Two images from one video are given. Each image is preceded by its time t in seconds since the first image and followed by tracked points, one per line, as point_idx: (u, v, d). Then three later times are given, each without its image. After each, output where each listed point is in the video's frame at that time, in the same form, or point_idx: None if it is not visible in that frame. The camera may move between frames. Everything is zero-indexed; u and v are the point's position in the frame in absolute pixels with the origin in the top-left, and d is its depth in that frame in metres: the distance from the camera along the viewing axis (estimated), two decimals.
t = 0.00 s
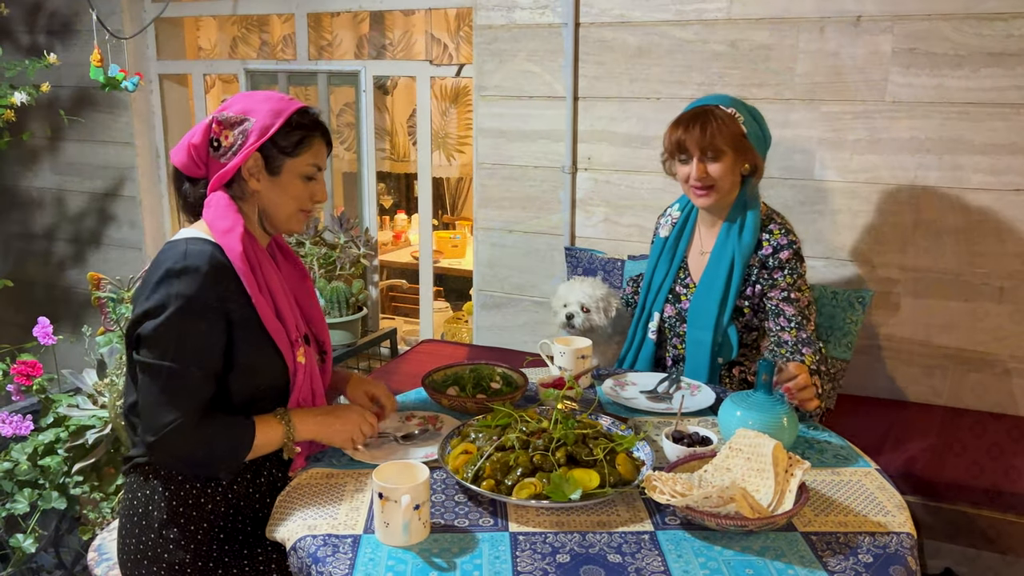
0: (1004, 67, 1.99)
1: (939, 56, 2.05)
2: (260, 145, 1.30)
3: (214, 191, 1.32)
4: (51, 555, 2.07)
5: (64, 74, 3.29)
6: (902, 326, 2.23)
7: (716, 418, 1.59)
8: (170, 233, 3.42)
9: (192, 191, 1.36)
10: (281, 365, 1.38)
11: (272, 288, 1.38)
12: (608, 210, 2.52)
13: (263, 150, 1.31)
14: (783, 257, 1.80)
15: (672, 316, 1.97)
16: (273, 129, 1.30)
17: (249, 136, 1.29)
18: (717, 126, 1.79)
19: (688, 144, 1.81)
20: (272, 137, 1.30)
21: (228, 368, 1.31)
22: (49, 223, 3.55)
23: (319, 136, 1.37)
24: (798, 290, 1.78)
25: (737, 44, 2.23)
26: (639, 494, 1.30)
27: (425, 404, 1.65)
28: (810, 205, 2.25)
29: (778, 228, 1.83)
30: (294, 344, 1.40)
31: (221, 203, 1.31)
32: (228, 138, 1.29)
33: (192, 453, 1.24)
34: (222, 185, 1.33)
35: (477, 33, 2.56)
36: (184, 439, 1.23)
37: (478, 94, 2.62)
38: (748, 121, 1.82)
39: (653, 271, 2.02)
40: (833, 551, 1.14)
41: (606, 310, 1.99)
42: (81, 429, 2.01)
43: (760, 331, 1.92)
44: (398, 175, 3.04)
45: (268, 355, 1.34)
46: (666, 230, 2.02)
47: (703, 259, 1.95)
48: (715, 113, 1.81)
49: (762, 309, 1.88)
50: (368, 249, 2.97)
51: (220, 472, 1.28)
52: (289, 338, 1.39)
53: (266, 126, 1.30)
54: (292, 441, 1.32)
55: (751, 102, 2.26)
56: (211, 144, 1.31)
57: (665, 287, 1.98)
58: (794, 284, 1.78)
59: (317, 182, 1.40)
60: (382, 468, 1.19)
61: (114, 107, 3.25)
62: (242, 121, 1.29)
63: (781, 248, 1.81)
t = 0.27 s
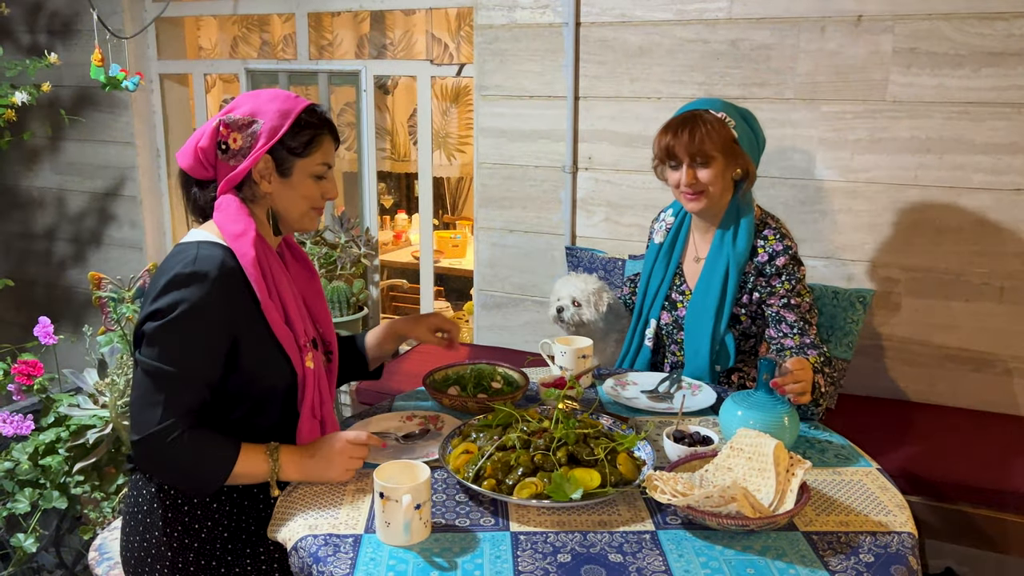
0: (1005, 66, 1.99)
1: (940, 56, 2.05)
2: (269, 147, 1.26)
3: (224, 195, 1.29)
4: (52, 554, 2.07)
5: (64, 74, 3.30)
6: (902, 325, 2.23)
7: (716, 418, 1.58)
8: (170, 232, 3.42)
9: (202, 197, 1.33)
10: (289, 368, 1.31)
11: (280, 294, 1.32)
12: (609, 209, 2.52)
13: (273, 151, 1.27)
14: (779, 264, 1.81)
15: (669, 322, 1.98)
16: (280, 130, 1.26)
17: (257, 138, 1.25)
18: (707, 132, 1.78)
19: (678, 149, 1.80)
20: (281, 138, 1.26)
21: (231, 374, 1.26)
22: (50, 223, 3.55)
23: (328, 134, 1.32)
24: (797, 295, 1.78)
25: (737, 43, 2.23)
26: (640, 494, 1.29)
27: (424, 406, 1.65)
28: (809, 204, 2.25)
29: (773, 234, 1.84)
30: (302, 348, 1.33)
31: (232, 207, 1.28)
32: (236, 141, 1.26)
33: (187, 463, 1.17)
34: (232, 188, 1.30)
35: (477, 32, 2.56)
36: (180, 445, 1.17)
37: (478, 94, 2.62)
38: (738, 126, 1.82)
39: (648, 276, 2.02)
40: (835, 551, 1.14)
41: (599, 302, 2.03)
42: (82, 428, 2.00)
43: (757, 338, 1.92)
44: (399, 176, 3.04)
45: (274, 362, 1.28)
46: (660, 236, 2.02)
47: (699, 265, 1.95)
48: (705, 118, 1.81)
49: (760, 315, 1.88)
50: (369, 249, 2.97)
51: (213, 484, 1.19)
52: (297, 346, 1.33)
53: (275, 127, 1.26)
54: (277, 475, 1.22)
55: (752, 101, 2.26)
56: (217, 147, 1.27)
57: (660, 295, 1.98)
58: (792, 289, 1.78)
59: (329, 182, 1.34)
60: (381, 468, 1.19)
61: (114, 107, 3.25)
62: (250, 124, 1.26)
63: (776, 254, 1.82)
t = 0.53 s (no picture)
0: (1007, 65, 1.99)
1: (940, 54, 2.04)
2: (282, 147, 1.24)
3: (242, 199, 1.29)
4: (53, 554, 2.08)
5: (65, 73, 3.30)
6: (904, 325, 2.22)
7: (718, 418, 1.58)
8: (170, 232, 3.41)
9: (222, 203, 1.33)
10: (297, 377, 1.30)
11: (293, 301, 1.31)
12: (609, 209, 2.52)
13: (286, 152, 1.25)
14: (783, 269, 1.81)
15: (671, 327, 1.97)
16: (292, 129, 1.23)
17: (269, 140, 1.24)
18: (705, 139, 1.77)
19: (676, 156, 1.79)
20: (293, 138, 1.25)
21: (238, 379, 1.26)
22: (50, 222, 3.55)
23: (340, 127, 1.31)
24: (801, 300, 1.79)
25: (738, 42, 2.23)
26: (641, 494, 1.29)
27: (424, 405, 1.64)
28: (810, 203, 2.25)
29: (776, 238, 1.83)
30: (311, 356, 1.32)
31: (248, 210, 1.28)
32: (248, 144, 1.24)
33: (192, 465, 1.17)
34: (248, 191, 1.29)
35: (477, 31, 2.56)
36: (185, 447, 1.17)
37: (479, 94, 2.62)
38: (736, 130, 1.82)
39: (650, 279, 2.02)
40: (838, 551, 1.14)
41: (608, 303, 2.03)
42: (82, 428, 2.00)
43: (760, 343, 1.92)
44: (399, 175, 3.07)
45: (282, 369, 1.27)
46: (660, 241, 2.02)
47: (701, 269, 1.95)
48: (702, 124, 1.80)
49: (764, 320, 1.88)
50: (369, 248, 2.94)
51: (214, 486, 1.19)
52: (307, 353, 1.32)
53: (286, 126, 1.24)
54: (276, 483, 1.22)
55: (753, 100, 2.26)
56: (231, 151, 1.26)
57: (662, 297, 1.98)
58: (797, 295, 1.78)
59: (345, 176, 1.33)
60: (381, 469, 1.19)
61: (114, 107, 3.25)
62: (260, 125, 1.24)
63: (780, 260, 1.82)
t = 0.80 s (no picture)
0: (1008, 64, 1.99)
1: (941, 54, 2.04)
2: (315, 152, 1.24)
3: (278, 202, 1.30)
4: (53, 554, 2.09)
5: (65, 73, 3.29)
6: (905, 324, 2.22)
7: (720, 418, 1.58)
8: (170, 231, 3.41)
9: (260, 206, 1.34)
10: (309, 385, 1.29)
11: (314, 310, 1.30)
12: (610, 208, 2.51)
13: (319, 157, 1.26)
14: (790, 266, 1.81)
15: (676, 324, 1.97)
16: (325, 134, 1.24)
17: (302, 144, 1.24)
18: (712, 137, 1.76)
19: (685, 155, 1.78)
20: (327, 142, 1.25)
21: (251, 381, 1.26)
22: (50, 222, 3.55)
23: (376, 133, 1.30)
24: (807, 297, 1.79)
25: (740, 41, 2.23)
26: (641, 496, 1.28)
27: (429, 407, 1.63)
28: (811, 202, 2.25)
29: (784, 235, 1.83)
30: (327, 366, 1.31)
31: (282, 214, 1.28)
32: (283, 149, 1.25)
33: (197, 462, 1.17)
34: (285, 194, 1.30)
35: (478, 31, 2.55)
36: (191, 445, 1.17)
37: (479, 93, 2.62)
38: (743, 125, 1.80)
39: (656, 276, 2.02)
40: (841, 551, 1.13)
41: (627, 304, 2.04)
42: (82, 427, 2.00)
43: (766, 341, 1.91)
44: (401, 175, 3.08)
45: (294, 376, 1.27)
46: (667, 237, 2.01)
47: (708, 266, 1.94)
48: (711, 121, 1.78)
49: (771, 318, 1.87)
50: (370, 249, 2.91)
51: (214, 485, 1.19)
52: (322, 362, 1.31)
53: (320, 131, 1.24)
54: (276, 482, 1.22)
55: (754, 99, 2.25)
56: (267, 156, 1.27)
57: (667, 293, 1.98)
58: (802, 293, 1.79)
59: (380, 182, 1.32)
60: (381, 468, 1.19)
61: (115, 107, 3.25)
62: (294, 131, 1.25)
63: (787, 257, 1.82)
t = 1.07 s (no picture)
0: (1011, 63, 1.98)
1: (944, 54, 2.04)
2: (339, 157, 1.25)
3: (299, 204, 1.30)
4: (55, 554, 2.10)
5: (66, 73, 3.29)
6: (908, 324, 2.22)
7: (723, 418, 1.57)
8: (171, 231, 3.41)
9: (282, 206, 1.35)
10: (321, 388, 1.28)
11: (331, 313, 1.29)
12: (612, 208, 2.51)
13: (342, 162, 1.26)
14: (796, 258, 1.80)
15: (684, 314, 1.97)
16: (349, 139, 1.25)
17: (326, 149, 1.25)
18: (729, 128, 1.78)
19: (701, 144, 1.80)
20: (350, 148, 1.25)
21: (262, 379, 1.26)
22: (51, 222, 3.55)
23: (400, 139, 1.31)
24: (813, 289, 1.79)
25: (742, 40, 2.22)
26: (645, 496, 1.28)
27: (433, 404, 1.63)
28: (814, 202, 2.24)
29: (791, 226, 1.83)
30: (340, 369, 1.30)
31: (302, 215, 1.28)
32: (307, 153, 1.26)
33: (205, 457, 1.17)
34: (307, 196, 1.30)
35: (480, 31, 2.55)
36: (199, 441, 1.17)
37: (481, 93, 2.61)
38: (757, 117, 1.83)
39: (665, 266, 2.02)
40: (846, 551, 1.13)
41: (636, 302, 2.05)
42: (84, 427, 2.00)
43: (772, 332, 1.92)
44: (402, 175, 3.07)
45: (307, 378, 1.26)
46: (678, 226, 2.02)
47: (716, 257, 1.95)
48: (728, 112, 1.80)
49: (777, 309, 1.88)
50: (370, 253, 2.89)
51: (218, 480, 1.19)
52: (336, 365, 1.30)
53: (344, 136, 1.25)
54: (280, 480, 1.22)
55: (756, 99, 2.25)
56: (291, 157, 1.28)
57: (676, 284, 1.98)
58: (808, 284, 1.79)
59: (402, 189, 1.32)
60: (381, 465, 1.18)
61: (116, 106, 3.24)
62: (319, 135, 1.26)
63: (794, 248, 1.81)
